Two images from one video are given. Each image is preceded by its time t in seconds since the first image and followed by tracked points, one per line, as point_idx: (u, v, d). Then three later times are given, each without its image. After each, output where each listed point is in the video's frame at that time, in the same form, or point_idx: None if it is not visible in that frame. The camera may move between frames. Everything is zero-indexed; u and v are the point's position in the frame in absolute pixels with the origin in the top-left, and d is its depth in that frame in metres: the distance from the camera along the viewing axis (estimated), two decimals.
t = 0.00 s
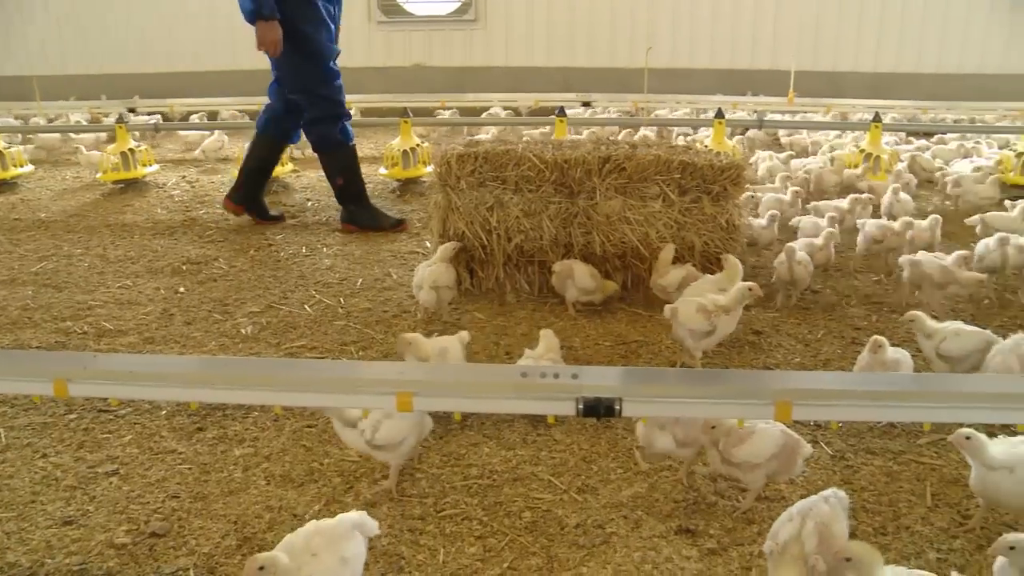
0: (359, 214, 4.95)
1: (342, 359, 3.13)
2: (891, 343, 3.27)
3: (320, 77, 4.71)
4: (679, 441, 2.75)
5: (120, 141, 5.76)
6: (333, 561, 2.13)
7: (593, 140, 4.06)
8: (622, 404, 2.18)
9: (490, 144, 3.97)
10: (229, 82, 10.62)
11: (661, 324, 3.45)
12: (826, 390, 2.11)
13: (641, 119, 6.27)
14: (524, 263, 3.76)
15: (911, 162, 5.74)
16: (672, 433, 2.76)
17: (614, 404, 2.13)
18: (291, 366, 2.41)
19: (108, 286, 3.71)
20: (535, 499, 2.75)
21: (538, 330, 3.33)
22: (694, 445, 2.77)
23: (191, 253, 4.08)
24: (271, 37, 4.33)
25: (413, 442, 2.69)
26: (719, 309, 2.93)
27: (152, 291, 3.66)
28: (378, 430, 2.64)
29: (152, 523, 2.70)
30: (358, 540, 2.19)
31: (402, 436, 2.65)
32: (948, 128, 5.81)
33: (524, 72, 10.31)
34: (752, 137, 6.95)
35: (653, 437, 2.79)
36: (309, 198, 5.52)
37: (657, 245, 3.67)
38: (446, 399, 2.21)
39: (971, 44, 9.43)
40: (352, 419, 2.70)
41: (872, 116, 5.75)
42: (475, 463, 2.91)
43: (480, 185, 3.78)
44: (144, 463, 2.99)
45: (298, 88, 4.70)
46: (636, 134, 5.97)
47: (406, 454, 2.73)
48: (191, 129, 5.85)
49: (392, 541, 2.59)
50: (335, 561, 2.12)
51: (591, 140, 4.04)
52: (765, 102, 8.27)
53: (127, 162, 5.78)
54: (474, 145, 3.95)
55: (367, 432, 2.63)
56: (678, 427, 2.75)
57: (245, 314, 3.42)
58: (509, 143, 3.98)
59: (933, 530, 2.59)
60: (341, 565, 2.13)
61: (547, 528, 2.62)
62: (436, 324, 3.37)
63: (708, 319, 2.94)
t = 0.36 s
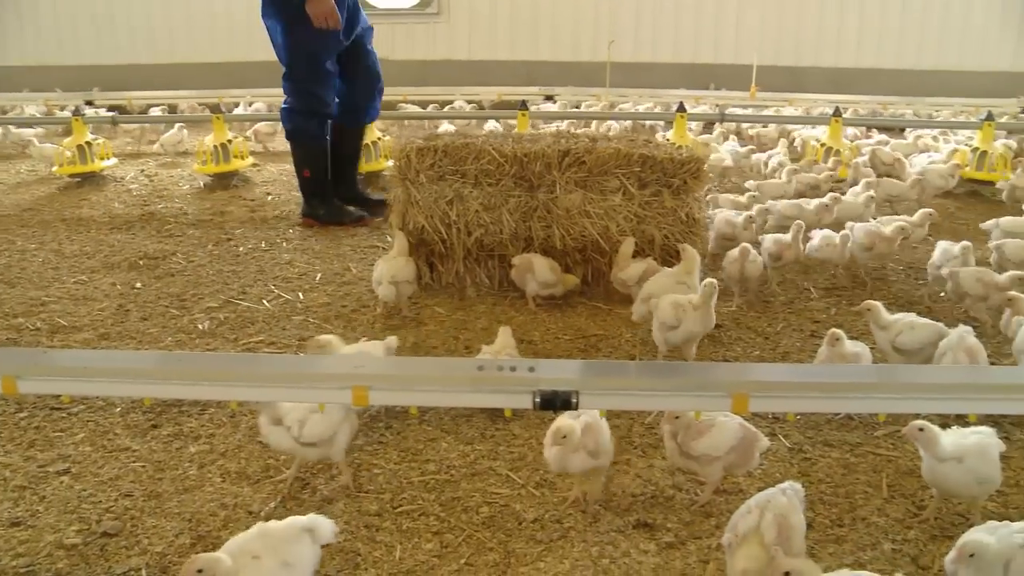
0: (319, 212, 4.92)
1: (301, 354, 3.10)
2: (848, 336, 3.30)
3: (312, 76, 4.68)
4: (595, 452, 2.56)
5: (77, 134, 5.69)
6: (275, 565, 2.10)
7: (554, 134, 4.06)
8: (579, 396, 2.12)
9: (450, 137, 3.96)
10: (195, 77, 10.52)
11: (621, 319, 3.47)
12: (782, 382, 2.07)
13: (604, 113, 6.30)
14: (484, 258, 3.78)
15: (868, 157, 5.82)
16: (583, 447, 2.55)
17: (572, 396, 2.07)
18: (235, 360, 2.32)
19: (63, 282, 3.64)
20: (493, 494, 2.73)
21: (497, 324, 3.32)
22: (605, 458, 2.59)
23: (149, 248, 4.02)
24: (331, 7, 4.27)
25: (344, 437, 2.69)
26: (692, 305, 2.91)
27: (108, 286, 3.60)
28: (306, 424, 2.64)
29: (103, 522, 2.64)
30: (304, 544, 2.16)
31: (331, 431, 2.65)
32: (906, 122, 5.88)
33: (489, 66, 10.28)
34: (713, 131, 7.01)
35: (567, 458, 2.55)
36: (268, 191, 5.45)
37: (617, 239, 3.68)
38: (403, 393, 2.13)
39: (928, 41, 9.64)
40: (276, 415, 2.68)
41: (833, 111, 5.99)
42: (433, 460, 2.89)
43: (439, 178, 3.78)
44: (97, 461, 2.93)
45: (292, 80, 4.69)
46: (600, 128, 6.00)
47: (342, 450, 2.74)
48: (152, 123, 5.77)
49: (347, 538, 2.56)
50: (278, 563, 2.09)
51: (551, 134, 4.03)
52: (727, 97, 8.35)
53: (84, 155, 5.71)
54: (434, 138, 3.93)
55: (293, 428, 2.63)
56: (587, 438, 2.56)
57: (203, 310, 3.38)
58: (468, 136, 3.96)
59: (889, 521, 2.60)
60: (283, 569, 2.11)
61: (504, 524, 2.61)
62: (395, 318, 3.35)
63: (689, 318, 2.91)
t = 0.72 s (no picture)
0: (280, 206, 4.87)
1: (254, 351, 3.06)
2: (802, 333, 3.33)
3: (307, 78, 4.62)
4: (545, 475, 2.46)
5: (27, 127, 5.57)
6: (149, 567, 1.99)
7: (511, 129, 4.06)
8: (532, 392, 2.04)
9: (406, 132, 3.94)
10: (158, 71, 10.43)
11: (577, 315, 3.48)
12: (737, 376, 2.02)
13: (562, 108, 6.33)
14: (440, 254, 3.80)
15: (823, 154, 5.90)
16: (534, 464, 2.47)
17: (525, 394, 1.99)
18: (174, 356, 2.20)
19: (9, 279, 3.55)
20: (446, 492, 2.70)
21: (453, 321, 3.30)
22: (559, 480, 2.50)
23: (100, 244, 3.95)
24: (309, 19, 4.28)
25: (259, 428, 2.66)
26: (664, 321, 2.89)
27: (57, 283, 3.52)
28: (218, 417, 2.61)
29: (46, 525, 2.56)
30: (186, 550, 2.09)
31: (247, 422, 2.63)
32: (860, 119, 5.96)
33: (454, 62, 10.27)
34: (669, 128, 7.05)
35: (516, 467, 2.48)
36: (223, 187, 5.37)
37: (575, 234, 3.71)
38: (357, 391, 2.03)
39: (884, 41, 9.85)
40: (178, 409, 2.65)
41: (791, 109, 6.06)
42: (386, 458, 2.85)
43: (395, 174, 3.76)
44: (41, 463, 2.85)
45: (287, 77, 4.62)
46: (558, 123, 6.02)
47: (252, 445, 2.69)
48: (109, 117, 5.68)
49: (298, 538, 2.51)
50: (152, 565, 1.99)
51: (509, 129, 4.02)
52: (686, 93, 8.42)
53: (35, 148, 5.61)
54: (391, 133, 3.91)
55: (207, 421, 2.60)
56: (540, 457, 2.47)
57: (155, 307, 3.32)
58: (425, 131, 3.95)
59: (842, 517, 2.60)
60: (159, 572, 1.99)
61: (457, 523, 2.58)
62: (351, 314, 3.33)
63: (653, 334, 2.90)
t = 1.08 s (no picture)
0: (281, 196, 4.58)
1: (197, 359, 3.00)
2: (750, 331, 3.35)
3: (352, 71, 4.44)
4: (495, 486, 2.43)
5: None
6: None
7: (457, 130, 4.05)
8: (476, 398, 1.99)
9: (351, 134, 3.90)
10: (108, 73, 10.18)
11: (525, 316, 3.49)
12: (684, 379, 2.00)
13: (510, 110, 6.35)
14: (387, 256, 3.77)
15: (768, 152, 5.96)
16: (485, 474, 2.43)
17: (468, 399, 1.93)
18: (102, 368, 2.07)
19: None
20: (393, 499, 2.66)
21: (399, 325, 3.27)
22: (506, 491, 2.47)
23: (39, 252, 3.85)
24: None
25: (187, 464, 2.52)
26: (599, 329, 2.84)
27: None
28: (147, 450, 2.46)
29: None
30: None
31: (175, 457, 2.48)
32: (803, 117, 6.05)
33: (408, 63, 10.22)
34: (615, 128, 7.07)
35: (462, 479, 2.44)
36: (167, 192, 5.27)
37: (522, 235, 3.72)
38: (296, 401, 1.95)
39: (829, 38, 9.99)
40: (74, 420, 2.58)
41: (737, 107, 6.12)
42: (332, 466, 2.80)
43: (340, 177, 3.71)
44: None
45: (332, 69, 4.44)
46: (506, 124, 6.03)
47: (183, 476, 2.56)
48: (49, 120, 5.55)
49: (241, 551, 2.45)
50: None
51: (454, 130, 4.01)
52: (634, 93, 8.48)
53: None
54: (335, 135, 3.87)
55: (135, 454, 2.46)
56: (490, 468, 2.42)
57: (95, 315, 3.23)
58: (370, 133, 3.92)
59: (791, 514, 2.61)
60: None
61: (404, 530, 2.54)
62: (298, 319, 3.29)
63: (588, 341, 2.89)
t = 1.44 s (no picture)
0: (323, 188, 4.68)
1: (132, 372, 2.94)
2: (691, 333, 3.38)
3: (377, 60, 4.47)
4: (426, 501, 2.40)
5: None
6: None
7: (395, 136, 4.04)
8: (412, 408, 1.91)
9: (288, 140, 3.85)
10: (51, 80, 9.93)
11: (465, 322, 3.49)
12: (623, 384, 1.97)
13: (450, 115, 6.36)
14: (326, 264, 3.73)
15: (709, 155, 6.03)
16: (416, 490, 2.40)
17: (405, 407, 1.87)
18: (27, 383, 1.98)
19: None
20: (332, 511, 2.62)
21: (338, 333, 3.24)
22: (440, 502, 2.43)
23: None
24: None
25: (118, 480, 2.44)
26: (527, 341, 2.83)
27: None
28: (75, 467, 2.38)
29: None
30: None
31: (104, 475, 2.41)
32: (741, 120, 6.14)
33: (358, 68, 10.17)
34: (557, 133, 7.09)
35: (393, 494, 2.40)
36: (103, 202, 5.15)
37: (461, 240, 3.74)
38: (227, 414, 1.87)
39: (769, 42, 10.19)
40: None
41: (677, 110, 6.19)
42: (269, 478, 2.76)
43: (277, 184, 3.66)
44: None
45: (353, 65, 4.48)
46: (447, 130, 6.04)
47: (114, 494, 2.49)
48: None
49: (175, 569, 2.38)
50: None
51: (393, 136, 3.99)
52: (576, 96, 8.54)
53: None
54: (271, 142, 3.82)
55: (62, 470, 2.37)
56: (421, 483, 2.40)
57: (24, 329, 3.14)
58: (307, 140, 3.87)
59: (733, 515, 2.61)
60: None
61: (343, 542, 2.50)
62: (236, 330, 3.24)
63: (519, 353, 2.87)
